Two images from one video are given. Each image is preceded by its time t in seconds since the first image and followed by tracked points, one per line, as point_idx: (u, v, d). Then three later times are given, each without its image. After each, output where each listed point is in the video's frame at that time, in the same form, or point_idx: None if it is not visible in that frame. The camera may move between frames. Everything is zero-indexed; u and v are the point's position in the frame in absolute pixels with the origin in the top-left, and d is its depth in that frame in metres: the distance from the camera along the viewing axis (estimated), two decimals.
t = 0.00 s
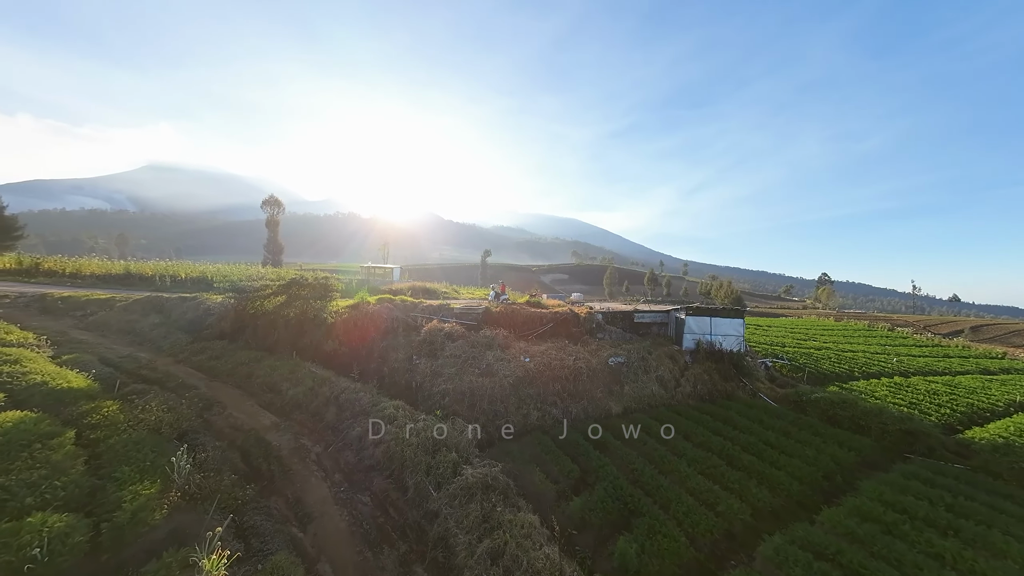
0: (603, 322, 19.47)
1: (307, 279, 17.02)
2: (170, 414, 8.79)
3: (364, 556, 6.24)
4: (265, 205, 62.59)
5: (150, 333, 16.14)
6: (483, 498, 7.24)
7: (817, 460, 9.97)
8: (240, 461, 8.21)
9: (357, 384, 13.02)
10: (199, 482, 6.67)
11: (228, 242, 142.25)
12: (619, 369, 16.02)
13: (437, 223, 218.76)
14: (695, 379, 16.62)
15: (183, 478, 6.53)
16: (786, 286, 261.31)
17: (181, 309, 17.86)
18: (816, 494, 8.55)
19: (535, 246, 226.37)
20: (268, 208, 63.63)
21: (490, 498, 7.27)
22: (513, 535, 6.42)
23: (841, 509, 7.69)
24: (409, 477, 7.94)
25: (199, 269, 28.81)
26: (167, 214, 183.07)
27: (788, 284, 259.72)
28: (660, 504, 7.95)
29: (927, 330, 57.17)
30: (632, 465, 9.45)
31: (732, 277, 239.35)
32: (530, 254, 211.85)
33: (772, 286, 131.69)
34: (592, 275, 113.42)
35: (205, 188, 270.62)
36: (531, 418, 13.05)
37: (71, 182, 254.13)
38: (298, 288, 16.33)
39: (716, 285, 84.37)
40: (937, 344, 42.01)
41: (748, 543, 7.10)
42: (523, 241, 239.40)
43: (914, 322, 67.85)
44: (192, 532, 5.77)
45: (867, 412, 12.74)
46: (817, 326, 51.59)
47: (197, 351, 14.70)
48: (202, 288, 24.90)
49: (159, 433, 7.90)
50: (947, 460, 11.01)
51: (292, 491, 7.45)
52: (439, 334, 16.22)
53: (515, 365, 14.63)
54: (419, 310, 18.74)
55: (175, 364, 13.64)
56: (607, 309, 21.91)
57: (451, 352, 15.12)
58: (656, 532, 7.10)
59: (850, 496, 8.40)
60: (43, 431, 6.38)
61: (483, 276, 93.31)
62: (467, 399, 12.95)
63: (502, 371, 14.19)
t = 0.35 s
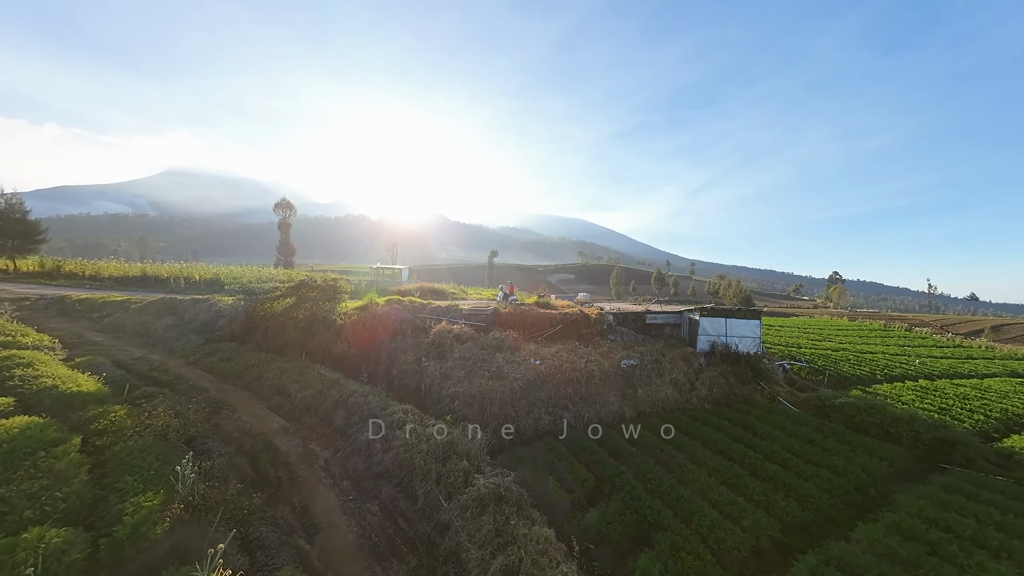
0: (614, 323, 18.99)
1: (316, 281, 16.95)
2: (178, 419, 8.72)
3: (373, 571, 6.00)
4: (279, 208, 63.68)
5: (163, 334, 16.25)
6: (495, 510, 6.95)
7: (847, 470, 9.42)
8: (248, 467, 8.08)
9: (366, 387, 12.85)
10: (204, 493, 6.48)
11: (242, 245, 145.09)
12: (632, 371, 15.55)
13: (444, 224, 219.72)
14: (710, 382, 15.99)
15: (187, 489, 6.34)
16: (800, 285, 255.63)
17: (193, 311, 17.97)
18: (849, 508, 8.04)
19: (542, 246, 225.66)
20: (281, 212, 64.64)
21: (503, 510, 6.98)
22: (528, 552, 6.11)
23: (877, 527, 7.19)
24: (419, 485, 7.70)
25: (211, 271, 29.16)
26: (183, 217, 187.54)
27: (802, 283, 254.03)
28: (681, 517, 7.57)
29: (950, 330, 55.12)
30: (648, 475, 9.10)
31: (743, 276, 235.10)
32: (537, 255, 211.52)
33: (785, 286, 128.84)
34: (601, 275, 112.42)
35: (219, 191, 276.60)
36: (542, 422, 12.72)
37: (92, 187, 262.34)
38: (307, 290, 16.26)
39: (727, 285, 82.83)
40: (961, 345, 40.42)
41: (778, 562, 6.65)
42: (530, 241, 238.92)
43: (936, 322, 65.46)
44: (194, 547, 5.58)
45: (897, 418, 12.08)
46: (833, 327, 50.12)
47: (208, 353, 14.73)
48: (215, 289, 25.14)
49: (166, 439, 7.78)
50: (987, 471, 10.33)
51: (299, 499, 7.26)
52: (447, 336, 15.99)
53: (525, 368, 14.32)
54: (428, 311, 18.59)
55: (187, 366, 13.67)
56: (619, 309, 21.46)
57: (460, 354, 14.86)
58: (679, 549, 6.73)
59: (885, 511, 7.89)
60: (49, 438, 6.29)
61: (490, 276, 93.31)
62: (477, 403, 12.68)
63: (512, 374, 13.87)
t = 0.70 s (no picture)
0: (626, 325, 18.38)
1: (321, 282, 16.68)
2: (179, 427, 8.51)
3: None
4: (289, 211, 64.33)
5: (170, 337, 16.13)
6: (508, 528, 6.57)
7: (884, 483, 8.79)
8: (249, 479, 7.82)
9: (372, 392, 12.53)
10: (199, 511, 6.19)
11: (252, 247, 147.13)
12: (646, 375, 14.94)
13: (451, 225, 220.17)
14: (728, 386, 15.27)
15: (181, 506, 6.05)
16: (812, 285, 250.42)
17: (200, 313, 17.86)
18: (891, 527, 7.44)
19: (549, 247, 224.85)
20: (290, 214, 65.18)
21: (517, 529, 6.59)
22: None
23: (924, 553, 6.63)
24: (427, 500, 7.37)
25: (220, 273, 29.23)
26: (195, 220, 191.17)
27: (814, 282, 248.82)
28: (708, 538, 7.14)
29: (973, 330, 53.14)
30: (670, 488, 8.66)
31: (754, 276, 231.06)
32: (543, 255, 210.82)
33: (796, 285, 126.24)
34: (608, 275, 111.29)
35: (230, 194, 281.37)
36: (553, 429, 12.27)
37: (109, 192, 268.91)
38: (312, 292, 16.00)
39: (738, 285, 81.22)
40: (986, 346, 38.82)
41: None
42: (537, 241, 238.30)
43: (958, 321, 63.17)
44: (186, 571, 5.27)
45: (934, 427, 11.34)
46: (849, 327, 48.65)
47: (214, 356, 14.55)
48: (223, 291, 25.12)
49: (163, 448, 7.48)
50: None
51: (301, 514, 6.97)
52: (455, 339, 15.58)
53: (535, 372, 13.85)
54: (434, 313, 18.27)
55: (192, 370, 13.50)
56: (630, 310, 20.89)
57: (468, 357, 14.44)
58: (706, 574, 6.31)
59: (932, 533, 7.26)
60: (40, 450, 6.06)
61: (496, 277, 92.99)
62: (486, 408, 12.26)
63: (521, 378, 13.42)
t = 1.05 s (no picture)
0: (639, 327, 17.66)
1: (324, 285, 16.22)
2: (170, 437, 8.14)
3: None
4: (295, 212, 64.21)
5: (170, 340, 15.81)
6: (523, 557, 6.21)
7: (931, 504, 8.11)
8: (242, 494, 7.39)
9: (375, 398, 12.06)
10: (180, 539, 5.83)
11: (260, 248, 148.30)
12: (662, 380, 14.25)
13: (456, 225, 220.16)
14: (749, 392, 14.46)
15: (160, 535, 5.66)
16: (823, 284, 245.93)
17: (202, 316, 17.51)
18: (947, 558, 6.85)
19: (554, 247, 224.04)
20: (297, 216, 65.02)
21: (532, 558, 6.21)
22: None
23: None
24: (433, 521, 7.03)
25: (225, 275, 29.00)
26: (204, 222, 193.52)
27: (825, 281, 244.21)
28: (742, 566, 6.71)
29: (993, 329, 51.46)
30: (695, 506, 8.15)
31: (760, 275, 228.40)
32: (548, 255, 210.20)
33: (807, 284, 123.96)
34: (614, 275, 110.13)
35: (239, 197, 284.79)
36: (565, 438, 11.69)
37: (121, 195, 273.72)
38: (314, 295, 15.55)
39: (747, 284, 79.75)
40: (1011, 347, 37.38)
41: None
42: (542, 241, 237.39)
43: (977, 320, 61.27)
44: None
45: (980, 438, 10.51)
46: (865, 327, 47.24)
47: (214, 360, 14.16)
48: (227, 293, 24.80)
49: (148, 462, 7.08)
50: None
51: (297, 536, 6.61)
52: (461, 342, 15.03)
53: (545, 377, 13.23)
54: (439, 314, 17.78)
55: (191, 375, 13.12)
56: (642, 312, 20.17)
57: (474, 361, 13.87)
58: None
59: (996, 566, 6.68)
60: (11, 470, 5.70)
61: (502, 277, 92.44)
62: (494, 416, 11.72)
63: (531, 384, 12.80)
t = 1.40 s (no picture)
0: (652, 330, 16.82)
1: (322, 286, 15.51)
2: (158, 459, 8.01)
3: None
4: (299, 212, 63.85)
5: (165, 344, 15.25)
6: None
7: (993, 530, 7.41)
8: (229, 517, 7.08)
9: (376, 406, 11.44)
10: None
11: (264, 249, 148.79)
12: (679, 386, 13.46)
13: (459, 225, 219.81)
14: (771, 399, 13.65)
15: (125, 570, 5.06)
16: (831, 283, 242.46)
17: (199, 319, 16.96)
18: None
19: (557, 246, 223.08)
20: (300, 216, 64.64)
21: None
22: None
23: None
24: (437, 548, 6.62)
25: (226, 276, 28.52)
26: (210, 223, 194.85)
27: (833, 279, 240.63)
28: None
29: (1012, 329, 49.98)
30: (728, 530, 7.56)
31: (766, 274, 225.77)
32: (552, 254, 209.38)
33: (816, 283, 121.67)
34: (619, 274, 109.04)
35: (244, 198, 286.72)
36: (577, 449, 11.00)
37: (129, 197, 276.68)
38: (312, 298, 14.83)
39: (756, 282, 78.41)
40: None
41: None
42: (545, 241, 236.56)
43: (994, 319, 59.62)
44: None
45: None
46: (880, 327, 45.97)
47: (209, 366, 13.59)
48: (227, 294, 24.26)
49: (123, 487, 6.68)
50: None
51: (286, 565, 6.36)
52: (466, 346, 14.31)
53: (556, 383, 12.49)
54: (443, 316, 17.14)
55: (185, 381, 12.58)
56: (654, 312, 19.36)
57: (480, 366, 13.15)
58: None
59: None
60: None
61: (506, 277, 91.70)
62: (503, 427, 11.06)
63: (541, 392, 12.06)
